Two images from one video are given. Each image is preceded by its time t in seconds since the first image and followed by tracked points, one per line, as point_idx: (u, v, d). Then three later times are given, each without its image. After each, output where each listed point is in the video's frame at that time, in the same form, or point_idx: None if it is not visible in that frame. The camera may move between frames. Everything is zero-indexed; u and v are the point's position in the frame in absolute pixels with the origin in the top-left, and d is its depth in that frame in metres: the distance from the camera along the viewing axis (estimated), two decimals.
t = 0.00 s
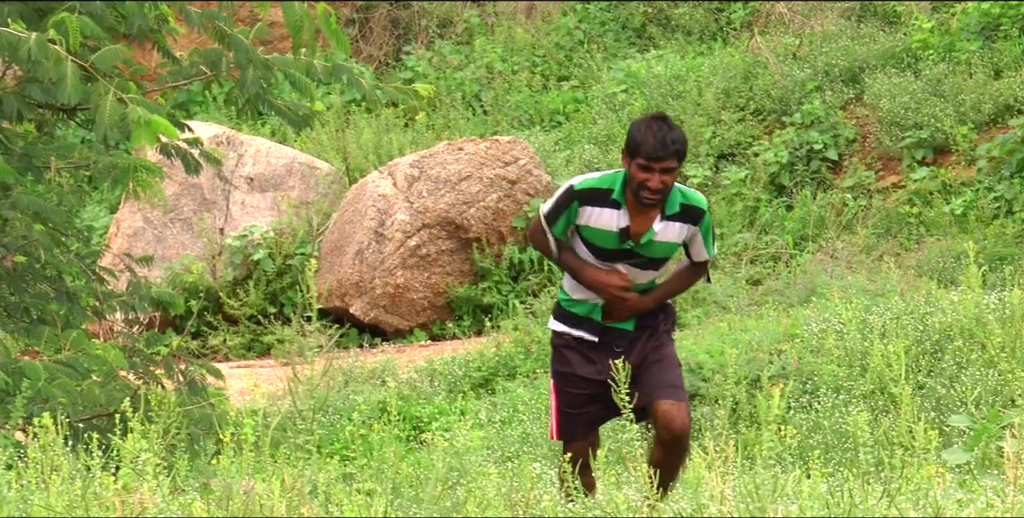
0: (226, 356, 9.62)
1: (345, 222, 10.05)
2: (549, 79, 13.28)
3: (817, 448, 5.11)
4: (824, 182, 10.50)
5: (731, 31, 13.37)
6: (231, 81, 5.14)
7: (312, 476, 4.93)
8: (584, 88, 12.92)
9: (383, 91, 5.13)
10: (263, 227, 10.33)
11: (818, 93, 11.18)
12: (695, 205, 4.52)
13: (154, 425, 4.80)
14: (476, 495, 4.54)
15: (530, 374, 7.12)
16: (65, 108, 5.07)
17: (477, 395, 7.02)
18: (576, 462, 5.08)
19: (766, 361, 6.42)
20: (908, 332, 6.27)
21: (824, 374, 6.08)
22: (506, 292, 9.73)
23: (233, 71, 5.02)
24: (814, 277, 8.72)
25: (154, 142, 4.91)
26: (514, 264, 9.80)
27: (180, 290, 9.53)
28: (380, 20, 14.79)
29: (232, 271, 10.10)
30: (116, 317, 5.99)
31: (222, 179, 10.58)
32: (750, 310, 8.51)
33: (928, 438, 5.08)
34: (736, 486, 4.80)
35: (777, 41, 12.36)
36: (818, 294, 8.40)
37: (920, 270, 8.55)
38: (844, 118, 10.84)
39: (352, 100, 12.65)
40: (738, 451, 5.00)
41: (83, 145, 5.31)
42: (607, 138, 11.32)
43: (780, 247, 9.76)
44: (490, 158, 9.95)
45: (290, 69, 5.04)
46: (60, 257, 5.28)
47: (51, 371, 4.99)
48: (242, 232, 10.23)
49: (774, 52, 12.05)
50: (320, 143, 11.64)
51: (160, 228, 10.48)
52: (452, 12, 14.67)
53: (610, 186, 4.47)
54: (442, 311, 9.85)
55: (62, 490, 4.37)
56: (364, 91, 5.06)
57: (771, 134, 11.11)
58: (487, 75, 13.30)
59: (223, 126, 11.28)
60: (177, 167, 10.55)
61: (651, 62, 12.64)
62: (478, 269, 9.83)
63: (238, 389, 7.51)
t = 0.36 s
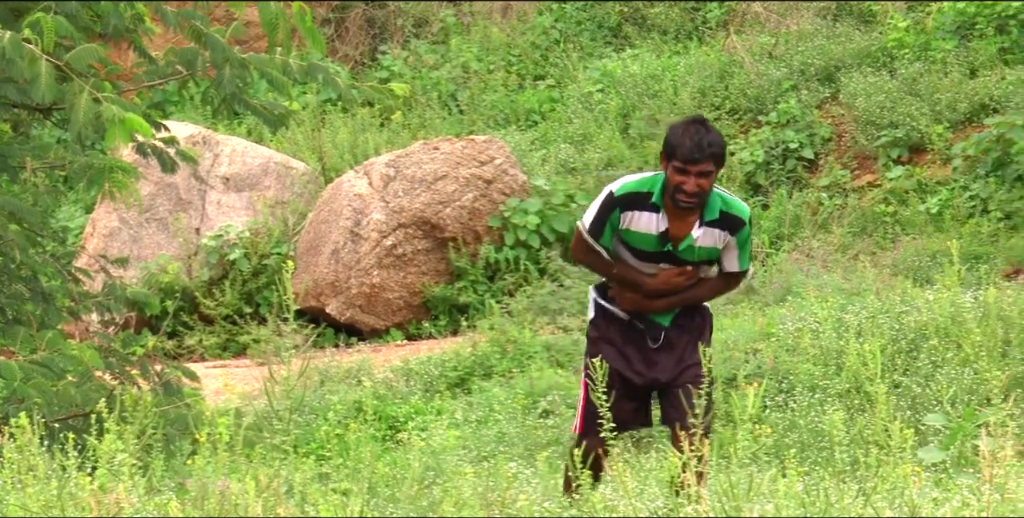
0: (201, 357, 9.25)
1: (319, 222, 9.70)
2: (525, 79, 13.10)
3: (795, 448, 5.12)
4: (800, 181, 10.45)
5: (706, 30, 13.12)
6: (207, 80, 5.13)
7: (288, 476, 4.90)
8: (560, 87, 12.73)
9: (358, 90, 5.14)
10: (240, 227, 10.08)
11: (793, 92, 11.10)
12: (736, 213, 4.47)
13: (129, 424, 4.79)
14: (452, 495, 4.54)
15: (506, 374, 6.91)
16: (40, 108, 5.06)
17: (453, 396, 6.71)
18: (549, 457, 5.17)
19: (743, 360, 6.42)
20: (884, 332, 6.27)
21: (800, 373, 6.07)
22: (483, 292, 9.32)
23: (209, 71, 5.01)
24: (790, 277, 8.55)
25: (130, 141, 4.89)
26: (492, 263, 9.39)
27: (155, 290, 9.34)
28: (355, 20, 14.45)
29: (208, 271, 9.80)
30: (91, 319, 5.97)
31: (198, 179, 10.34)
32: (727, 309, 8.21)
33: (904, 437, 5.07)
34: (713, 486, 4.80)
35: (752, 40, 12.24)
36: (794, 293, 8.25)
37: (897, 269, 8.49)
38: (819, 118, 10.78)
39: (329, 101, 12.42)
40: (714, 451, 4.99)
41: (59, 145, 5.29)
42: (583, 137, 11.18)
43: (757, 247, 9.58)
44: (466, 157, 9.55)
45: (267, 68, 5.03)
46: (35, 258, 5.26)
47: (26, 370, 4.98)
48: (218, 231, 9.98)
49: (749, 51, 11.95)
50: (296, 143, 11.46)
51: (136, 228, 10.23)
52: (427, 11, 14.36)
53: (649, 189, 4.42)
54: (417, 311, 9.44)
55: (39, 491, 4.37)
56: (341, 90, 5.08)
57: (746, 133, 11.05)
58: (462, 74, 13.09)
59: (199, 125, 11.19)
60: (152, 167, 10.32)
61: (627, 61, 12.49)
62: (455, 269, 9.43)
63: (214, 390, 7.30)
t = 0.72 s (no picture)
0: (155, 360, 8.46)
1: (273, 221, 9.08)
2: (478, 80, 12.67)
3: (748, 450, 5.15)
4: (754, 181, 10.37)
5: (660, 31, 13.09)
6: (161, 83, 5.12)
7: (241, 478, 4.90)
8: (513, 89, 12.42)
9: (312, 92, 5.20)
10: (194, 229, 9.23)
11: (747, 93, 11.01)
12: (708, 225, 4.53)
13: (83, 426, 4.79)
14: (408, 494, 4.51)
15: (460, 376, 6.93)
16: None
17: (407, 398, 6.73)
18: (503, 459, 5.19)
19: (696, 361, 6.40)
20: (838, 333, 6.37)
21: (754, 373, 6.10)
22: (437, 293, 8.87)
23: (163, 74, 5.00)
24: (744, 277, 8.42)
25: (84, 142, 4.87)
26: (445, 265, 8.95)
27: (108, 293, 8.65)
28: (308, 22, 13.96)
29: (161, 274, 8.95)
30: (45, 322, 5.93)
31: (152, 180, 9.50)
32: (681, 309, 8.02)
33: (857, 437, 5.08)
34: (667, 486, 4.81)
35: (706, 41, 12.20)
36: (749, 295, 8.02)
37: (851, 269, 8.54)
38: (772, 118, 10.67)
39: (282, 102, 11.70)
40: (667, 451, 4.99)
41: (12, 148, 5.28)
42: (537, 138, 10.91)
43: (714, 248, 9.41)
44: (420, 158, 9.16)
45: (221, 72, 5.02)
46: None
47: None
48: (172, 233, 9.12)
49: (704, 52, 11.84)
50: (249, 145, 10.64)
51: (88, 229, 9.34)
52: (381, 12, 13.95)
53: (622, 194, 4.51)
54: (370, 313, 8.93)
55: None
56: (295, 92, 5.12)
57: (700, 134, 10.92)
58: (416, 76, 12.62)
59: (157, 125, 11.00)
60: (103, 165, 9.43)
61: (581, 62, 12.33)
62: (409, 271, 8.98)
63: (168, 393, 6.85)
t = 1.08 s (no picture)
0: (108, 361, 8.42)
1: (225, 224, 9.05)
2: (432, 80, 12.74)
3: (702, 449, 5.17)
4: (707, 181, 10.38)
5: (613, 32, 13.16)
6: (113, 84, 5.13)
7: (197, 478, 4.88)
8: (467, 89, 12.45)
9: (266, 92, 5.27)
10: (147, 230, 9.18)
11: (700, 92, 11.14)
12: (664, 233, 4.62)
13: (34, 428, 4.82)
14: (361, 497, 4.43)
15: (415, 376, 6.95)
16: None
17: (362, 399, 6.74)
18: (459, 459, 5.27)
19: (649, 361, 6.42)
20: (791, 331, 6.51)
21: (708, 373, 6.18)
22: (391, 293, 8.86)
23: (115, 74, 4.99)
24: (698, 277, 8.44)
25: (35, 142, 4.88)
26: (399, 265, 8.96)
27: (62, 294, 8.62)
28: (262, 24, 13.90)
29: (114, 275, 8.90)
30: None
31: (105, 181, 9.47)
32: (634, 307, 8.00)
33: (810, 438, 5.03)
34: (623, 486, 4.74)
35: (659, 42, 12.26)
36: (701, 294, 8.07)
37: (804, 269, 8.53)
38: (725, 118, 10.78)
39: (236, 103, 11.62)
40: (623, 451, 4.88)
41: None
42: (491, 139, 10.88)
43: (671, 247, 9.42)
44: (372, 159, 9.17)
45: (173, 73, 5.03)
46: None
47: None
48: (124, 234, 9.08)
49: (657, 52, 11.94)
50: (202, 147, 10.51)
51: (40, 230, 9.27)
52: (334, 13, 13.92)
53: (577, 211, 4.57)
54: (323, 313, 8.93)
55: None
56: (249, 94, 5.22)
57: (653, 134, 10.93)
58: (369, 76, 12.56)
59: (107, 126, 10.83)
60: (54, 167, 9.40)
61: (534, 63, 12.33)
62: (363, 271, 8.98)
63: (122, 393, 6.97)
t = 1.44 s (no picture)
0: (76, 361, 8.42)
1: (194, 225, 9.06)
2: (399, 80, 12.74)
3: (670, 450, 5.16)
4: (675, 180, 10.47)
5: (580, 30, 13.19)
6: (81, 84, 5.12)
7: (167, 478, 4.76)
8: (434, 89, 12.44)
9: (233, 93, 5.37)
10: (114, 230, 9.23)
11: (667, 92, 11.22)
12: (679, 226, 4.47)
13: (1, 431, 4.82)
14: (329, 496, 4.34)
15: (382, 376, 7.03)
16: None
17: (330, 399, 6.79)
18: (428, 459, 5.39)
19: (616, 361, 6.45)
20: (759, 330, 6.65)
21: (679, 372, 6.29)
22: (359, 293, 8.87)
23: (82, 74, 4.97)
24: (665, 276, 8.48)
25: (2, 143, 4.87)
26: (367, 265, 8.97)
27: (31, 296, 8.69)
28: (229, 24, 13.91)
29: (82, 275, 8.94)
30: None
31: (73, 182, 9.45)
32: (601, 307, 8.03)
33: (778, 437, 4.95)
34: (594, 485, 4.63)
35: (626, 40, 12.30)
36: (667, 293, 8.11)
37: (772, 267, 8.50)
38: (692, 117, 10.89)
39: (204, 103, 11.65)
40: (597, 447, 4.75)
41: None
42: (459, 138, 10.89)
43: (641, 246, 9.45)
44: (341, 159, 9.19)
45: (139, 72, 5.00)
46: None
47: None
48: (92, 235, 9.13)
49: (624, 51, 11.98)
50: (169, 147, 10.48)
51: (7, 231, 9.29)
52: (300, 12, 13.95)
53: (588, 201, 4.43)
54: (292, 313, 8.94)
55: None
56: (219, 94, 5.26)
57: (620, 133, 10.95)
58: (336, 76, 12.57)
59: (75, 128, 10.77)
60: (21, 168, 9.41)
61: (501, 62, 12.37)
62: (330, 271, 9.00)
63: (90, 394, 7.06)
